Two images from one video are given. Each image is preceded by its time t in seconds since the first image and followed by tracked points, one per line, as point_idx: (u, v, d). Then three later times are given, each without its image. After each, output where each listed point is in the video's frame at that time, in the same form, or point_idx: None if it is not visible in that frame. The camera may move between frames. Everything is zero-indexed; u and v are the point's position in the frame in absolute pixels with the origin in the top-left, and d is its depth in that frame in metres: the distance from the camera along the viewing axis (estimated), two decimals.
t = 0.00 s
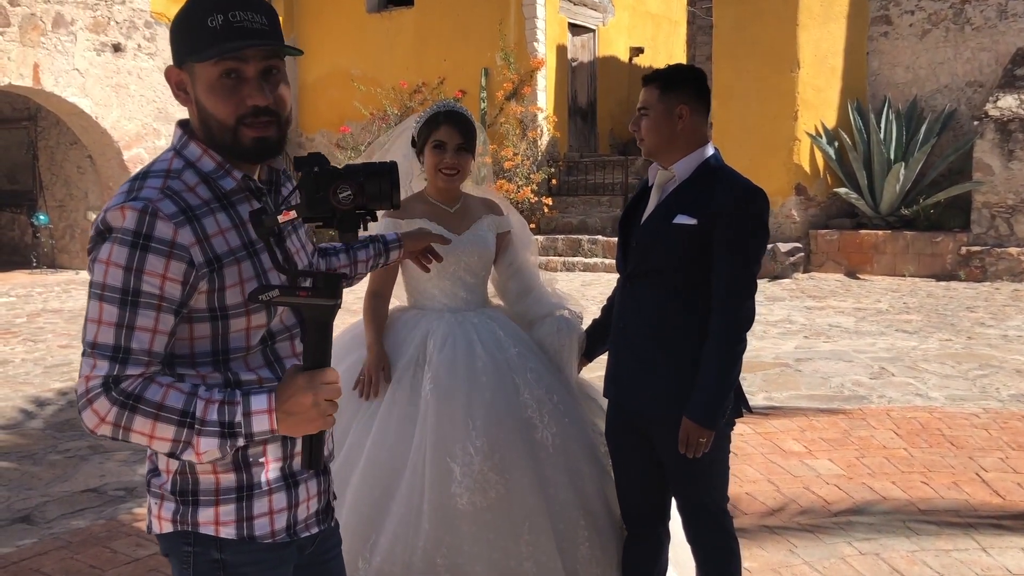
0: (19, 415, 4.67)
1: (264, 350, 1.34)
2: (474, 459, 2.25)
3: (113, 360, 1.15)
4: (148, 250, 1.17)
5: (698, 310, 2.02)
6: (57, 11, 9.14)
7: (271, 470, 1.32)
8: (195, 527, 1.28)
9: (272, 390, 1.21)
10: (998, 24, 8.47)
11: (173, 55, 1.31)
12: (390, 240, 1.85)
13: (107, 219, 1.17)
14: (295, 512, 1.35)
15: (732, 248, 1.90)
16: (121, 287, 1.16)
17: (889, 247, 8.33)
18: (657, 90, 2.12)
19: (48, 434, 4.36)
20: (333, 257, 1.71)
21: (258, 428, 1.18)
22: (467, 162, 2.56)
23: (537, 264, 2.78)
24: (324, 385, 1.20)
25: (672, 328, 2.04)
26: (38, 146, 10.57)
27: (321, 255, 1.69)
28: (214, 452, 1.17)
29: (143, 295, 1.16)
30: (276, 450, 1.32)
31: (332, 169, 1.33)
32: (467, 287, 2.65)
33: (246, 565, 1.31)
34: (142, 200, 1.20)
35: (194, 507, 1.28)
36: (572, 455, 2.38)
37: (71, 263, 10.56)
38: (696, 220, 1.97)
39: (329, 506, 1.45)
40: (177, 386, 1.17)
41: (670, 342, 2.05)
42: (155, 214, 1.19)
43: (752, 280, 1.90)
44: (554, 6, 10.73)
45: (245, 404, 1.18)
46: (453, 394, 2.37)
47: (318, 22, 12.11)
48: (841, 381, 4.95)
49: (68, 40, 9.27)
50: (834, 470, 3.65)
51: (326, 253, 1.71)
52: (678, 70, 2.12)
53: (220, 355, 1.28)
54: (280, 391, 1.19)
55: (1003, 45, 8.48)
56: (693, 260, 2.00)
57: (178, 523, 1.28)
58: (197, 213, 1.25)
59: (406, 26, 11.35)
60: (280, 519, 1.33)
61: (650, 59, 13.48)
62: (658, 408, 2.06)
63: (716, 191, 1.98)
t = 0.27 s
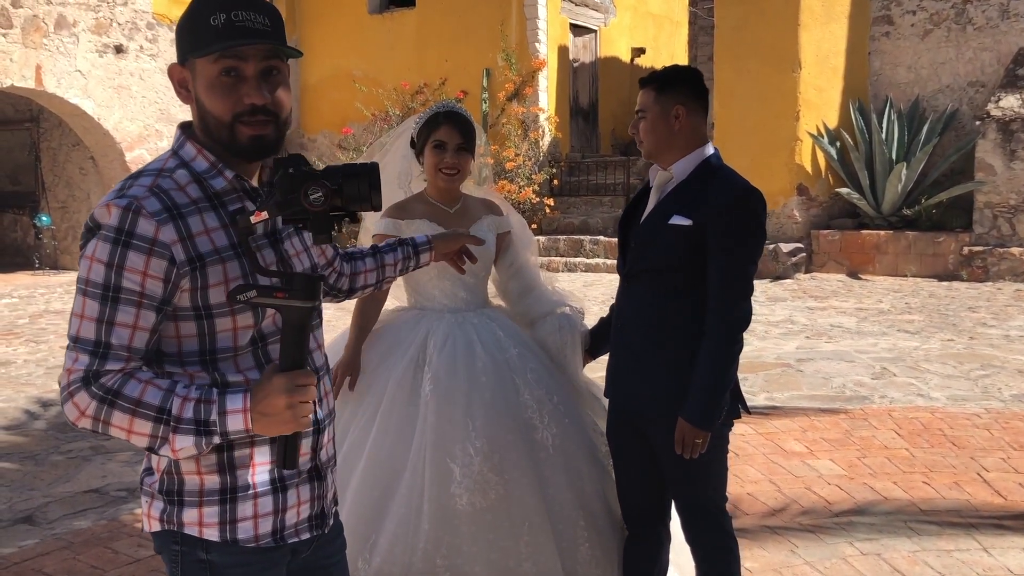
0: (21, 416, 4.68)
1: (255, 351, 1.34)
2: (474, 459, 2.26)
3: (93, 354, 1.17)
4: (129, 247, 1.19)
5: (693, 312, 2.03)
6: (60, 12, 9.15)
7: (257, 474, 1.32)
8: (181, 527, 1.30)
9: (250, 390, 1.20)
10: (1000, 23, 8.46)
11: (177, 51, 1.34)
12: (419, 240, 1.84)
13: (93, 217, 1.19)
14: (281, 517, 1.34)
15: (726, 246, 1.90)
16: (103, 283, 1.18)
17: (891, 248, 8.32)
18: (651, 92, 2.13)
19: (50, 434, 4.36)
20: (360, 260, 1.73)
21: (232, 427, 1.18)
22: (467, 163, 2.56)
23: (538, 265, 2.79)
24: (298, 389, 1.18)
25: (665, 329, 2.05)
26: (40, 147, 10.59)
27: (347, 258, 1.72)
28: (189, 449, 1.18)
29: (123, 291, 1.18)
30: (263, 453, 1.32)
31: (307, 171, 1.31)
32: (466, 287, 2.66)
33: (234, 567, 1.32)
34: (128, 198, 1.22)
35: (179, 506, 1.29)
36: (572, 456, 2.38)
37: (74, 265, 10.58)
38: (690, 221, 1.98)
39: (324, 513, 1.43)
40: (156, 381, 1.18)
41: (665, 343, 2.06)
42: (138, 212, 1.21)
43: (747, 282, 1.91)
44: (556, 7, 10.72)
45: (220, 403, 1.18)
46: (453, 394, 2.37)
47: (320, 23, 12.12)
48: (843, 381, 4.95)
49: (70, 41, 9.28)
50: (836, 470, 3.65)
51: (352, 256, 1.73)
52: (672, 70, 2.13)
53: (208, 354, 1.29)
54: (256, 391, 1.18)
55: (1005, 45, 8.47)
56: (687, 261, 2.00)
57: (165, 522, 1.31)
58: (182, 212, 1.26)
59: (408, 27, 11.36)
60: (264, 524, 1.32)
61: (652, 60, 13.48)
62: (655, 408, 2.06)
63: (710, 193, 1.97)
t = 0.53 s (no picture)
0: (24, 418, 4.68)
1: (252, 349, 1.33)
2: (476, 461, 2.26)
3: (83, 352, 1.19)
4: (117, 245, 1.20)
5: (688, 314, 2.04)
6: (62, 15, 9.18)
7: (253, 476, 1.32)
8: (177, 529, 1.30)
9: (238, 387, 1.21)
10: (1002, 25, 8.45)
11: (170, 52, 1.35)
12: (433, 237, 1.81)
13: (84, 217, 1.20)
14: (277, 518, 1.34)
15: (712, 244, 1.90)
16: (92, 281, 1.19)
17: (893, 249, 8.31)
18: (647, 96, 2.18)
19: (53, 436, 4.37)
20: (371, 259, 1.74)
21: (220, 424, 1.18)
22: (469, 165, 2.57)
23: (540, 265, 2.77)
24: (286, 386, 1.17)
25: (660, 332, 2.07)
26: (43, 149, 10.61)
27: (358, 258, 1.72)
28: (178, 447, 1.19)
29: (112, 289, 1.19)
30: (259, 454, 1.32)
31: (292, 167, 1.25)
32: (467, 289, 2.66)
33: (230, 570, 1.32)
34: (118, 197, 1.23)
35: (175, 508, 1.30)
36: (574, 456, 2.38)
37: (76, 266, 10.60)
38: (678, 223, 2.00)
39: (322, 514, 1.43)
40: (145, 379, 1.19)
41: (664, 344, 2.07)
42: (127, 210, 1.22)
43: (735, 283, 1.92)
44: (558, 8, 10.71)
45: (208, 400, 1.18)
46: (455, 396, 2.38)
47: (322, 25, 12.15)
48: (845, 383, 4.94)
49: (72, 43, 9.30)
50: (837, 472, 3.65)
51: (364, 254, 1.74)
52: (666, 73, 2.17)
53: (203, 352, 1.29)
54: (244, 389, 1.18)
55: (1007, 47, 8.47)
56: (676, 263, 2.03)
57: (160, 523, 1.31)
58: (172, 210, 1.26)
59: (410, 29, 11.38)
60: (259, 526, 1.32)
61: (654, 62, 13.48)
62: (653, 409, 2.07)
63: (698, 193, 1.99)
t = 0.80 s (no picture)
0: (25, 418, 4.68)
1: (251, 347, 1.33)
2: (477, 461, 2.25)
3: (81, 353, 1.18)
4: (112, 245, 1.20)
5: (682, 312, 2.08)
6: (64, 16, 9.19)
7: (256, 476, 1.32)
8: (179, 532, 1.30)
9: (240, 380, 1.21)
10: (1004, 27, 8.44)
11: (159, 53, 1.34)
12: (431, 223, 1.78)
13: (79, 218, 1.20)
14: (280, 517, 1.34)
15: (692, 239, 1.97)
16: (87, 282, 1.19)
17: (894, 251, 8.31)
18: (650, 96, 2.20)
19: (53, 436, 4.37)
20: (369, 251, 1.74)
21: (224, 419, 1.18)
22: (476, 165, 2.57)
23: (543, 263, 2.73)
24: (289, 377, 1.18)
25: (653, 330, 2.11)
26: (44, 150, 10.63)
27: (357, 252, 1.73)
28: (181, 444, 1.18)
29: (108, 289, 1.19)
30: (261, 453, 1.32)
31: (283, 158, 1.25)
32: (468, 289, 2.66)
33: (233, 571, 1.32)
34: (111, 197, 1.23)
35: (176, 511, 1.29)
36: (575, 458, 2.38)
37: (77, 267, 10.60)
38: (665, 222, 2.06)
39: (323, 509, 1.43)
40: (145, 378, 1.19)
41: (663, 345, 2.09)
42: (122, 209, 1.22)
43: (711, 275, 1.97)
44: (559, 10, 10.71)
45: (210, 395, 1.18)
46: (456, 397, 2.38)
47: (324, 27, 12.16)
48: (846, 385, 4.94)
49: (74, 44, 9.32)
50: (838, 474, 3.64)
51: (362, 248, 1.74)
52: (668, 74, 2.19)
53: (203, 351, 1.29)
54: (246, 382, 1.18)
55: (1009, 48, 8.46)
56: (665, 261, 2.08)
57: (162, 527, 1.31)
58: (167, 208, 1.27)
59: (412, 31, 11.39)
60: (262, 526, 1.32)
61: (655, 63, 13.49)
62: (654, 409, 2.08)
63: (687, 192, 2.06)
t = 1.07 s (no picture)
0: (25, 418, 4.68)
1: (253, 344, 1.34)
2: (476, 462, 2.25)
3: (84, 353, 1.17)
4: (114, 243, 1.19)
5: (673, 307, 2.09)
6: (65, 15, 9.19)
7: (258, 476, 1.32)
8: (181, 534, 1.29)
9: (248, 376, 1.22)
10: (1005, 28, 8.43)
11: (156, 50, 1.33)
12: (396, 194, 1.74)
13: (78, 216, 1.20)
14: (283, 516, 1.34)
15: (677, 228, 1.99)
16: (89, 280, 1.18)
17: (895, 252, 8.30)
18: (658, 96, 2.20)
19: (53, 436, 4.37)
20: (348, 240, 1.72)
21: (234, 414, 1.19)
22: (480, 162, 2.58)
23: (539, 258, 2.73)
24: (298, 372, 1.19)
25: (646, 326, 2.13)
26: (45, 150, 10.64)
27: (336, 242, 1.71)
28: (191, 440, 1.19)
29: (111, 287, 1.19)
30: (264, 452, 1.32)
31: (287, 154, 1.25)
32: (467, 289, 2.66)
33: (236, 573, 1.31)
34: (111, 195, 1.22)
35: (178, 513, 1.29)
36: (574, 459, 2.38)
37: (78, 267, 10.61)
38: (655, 215, 2.08)
39: (324, 507, 1.44)
40: (151, 376, 1.19)
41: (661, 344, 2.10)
42: (123, 206, 1.22)
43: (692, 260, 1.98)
44: (560, 10, 10.71)
45: (221, 391, 1.19)
46: (455, 398, 2.38)
47: (325, 27, 12.17)
48: (847, 386, 4.94)
49: (75, 44, 9.32)
50: (839, 475, 3.64)
51: (341, 237, 1.73)
52: (676, 75, 2.20)
53: (204, 349, 1.29)
54: (255, 377, 1.20)
55: (1010, 50, 8.45)
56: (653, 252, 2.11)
57: (163, 530, 1.30)
58: (168, 206, 1.27)
59: (412, 31, 11.39)
60: (266, 526, 1.32)
61: (656, 64, 13.49)
62: (653, 408, 2.08)
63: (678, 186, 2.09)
